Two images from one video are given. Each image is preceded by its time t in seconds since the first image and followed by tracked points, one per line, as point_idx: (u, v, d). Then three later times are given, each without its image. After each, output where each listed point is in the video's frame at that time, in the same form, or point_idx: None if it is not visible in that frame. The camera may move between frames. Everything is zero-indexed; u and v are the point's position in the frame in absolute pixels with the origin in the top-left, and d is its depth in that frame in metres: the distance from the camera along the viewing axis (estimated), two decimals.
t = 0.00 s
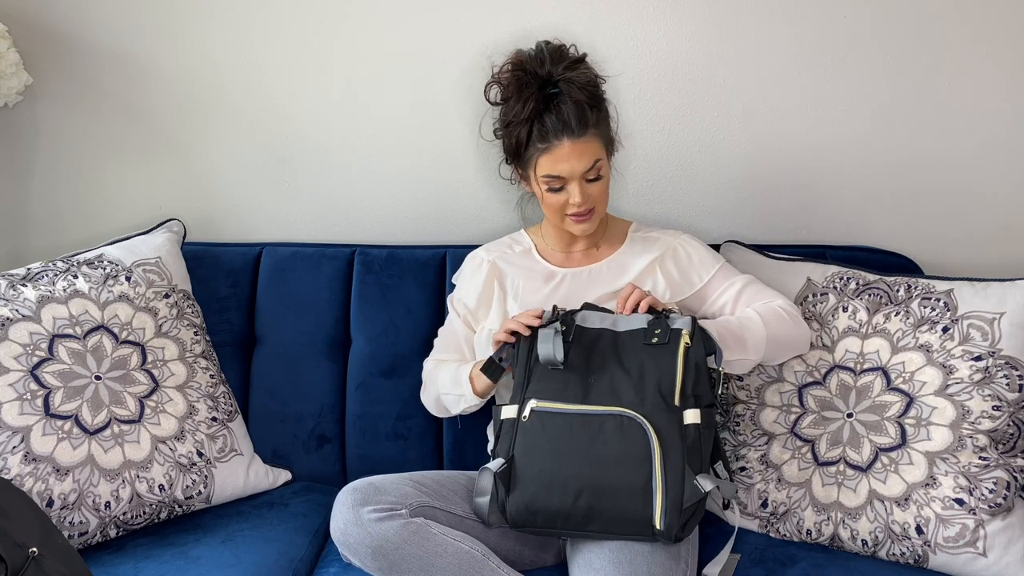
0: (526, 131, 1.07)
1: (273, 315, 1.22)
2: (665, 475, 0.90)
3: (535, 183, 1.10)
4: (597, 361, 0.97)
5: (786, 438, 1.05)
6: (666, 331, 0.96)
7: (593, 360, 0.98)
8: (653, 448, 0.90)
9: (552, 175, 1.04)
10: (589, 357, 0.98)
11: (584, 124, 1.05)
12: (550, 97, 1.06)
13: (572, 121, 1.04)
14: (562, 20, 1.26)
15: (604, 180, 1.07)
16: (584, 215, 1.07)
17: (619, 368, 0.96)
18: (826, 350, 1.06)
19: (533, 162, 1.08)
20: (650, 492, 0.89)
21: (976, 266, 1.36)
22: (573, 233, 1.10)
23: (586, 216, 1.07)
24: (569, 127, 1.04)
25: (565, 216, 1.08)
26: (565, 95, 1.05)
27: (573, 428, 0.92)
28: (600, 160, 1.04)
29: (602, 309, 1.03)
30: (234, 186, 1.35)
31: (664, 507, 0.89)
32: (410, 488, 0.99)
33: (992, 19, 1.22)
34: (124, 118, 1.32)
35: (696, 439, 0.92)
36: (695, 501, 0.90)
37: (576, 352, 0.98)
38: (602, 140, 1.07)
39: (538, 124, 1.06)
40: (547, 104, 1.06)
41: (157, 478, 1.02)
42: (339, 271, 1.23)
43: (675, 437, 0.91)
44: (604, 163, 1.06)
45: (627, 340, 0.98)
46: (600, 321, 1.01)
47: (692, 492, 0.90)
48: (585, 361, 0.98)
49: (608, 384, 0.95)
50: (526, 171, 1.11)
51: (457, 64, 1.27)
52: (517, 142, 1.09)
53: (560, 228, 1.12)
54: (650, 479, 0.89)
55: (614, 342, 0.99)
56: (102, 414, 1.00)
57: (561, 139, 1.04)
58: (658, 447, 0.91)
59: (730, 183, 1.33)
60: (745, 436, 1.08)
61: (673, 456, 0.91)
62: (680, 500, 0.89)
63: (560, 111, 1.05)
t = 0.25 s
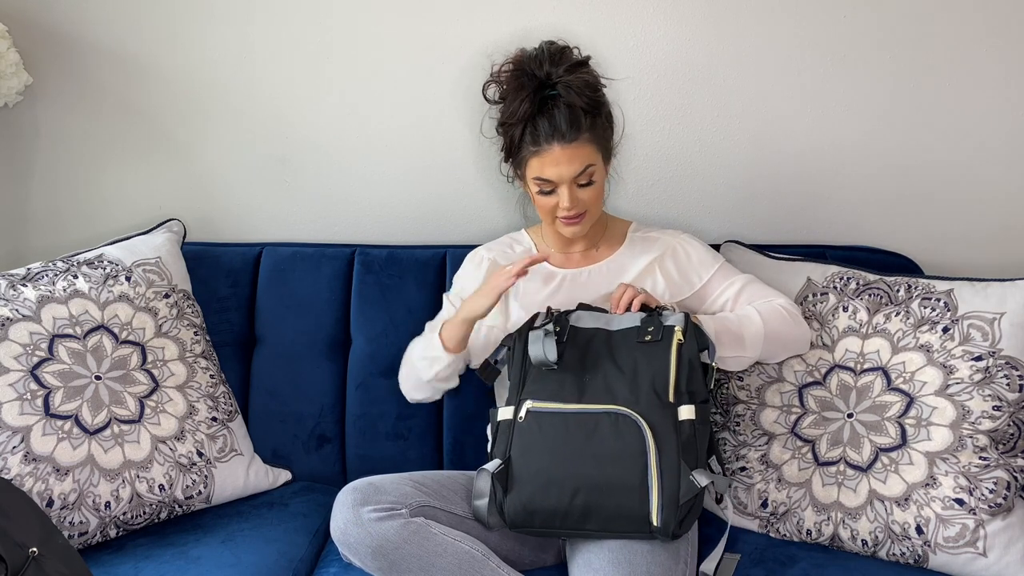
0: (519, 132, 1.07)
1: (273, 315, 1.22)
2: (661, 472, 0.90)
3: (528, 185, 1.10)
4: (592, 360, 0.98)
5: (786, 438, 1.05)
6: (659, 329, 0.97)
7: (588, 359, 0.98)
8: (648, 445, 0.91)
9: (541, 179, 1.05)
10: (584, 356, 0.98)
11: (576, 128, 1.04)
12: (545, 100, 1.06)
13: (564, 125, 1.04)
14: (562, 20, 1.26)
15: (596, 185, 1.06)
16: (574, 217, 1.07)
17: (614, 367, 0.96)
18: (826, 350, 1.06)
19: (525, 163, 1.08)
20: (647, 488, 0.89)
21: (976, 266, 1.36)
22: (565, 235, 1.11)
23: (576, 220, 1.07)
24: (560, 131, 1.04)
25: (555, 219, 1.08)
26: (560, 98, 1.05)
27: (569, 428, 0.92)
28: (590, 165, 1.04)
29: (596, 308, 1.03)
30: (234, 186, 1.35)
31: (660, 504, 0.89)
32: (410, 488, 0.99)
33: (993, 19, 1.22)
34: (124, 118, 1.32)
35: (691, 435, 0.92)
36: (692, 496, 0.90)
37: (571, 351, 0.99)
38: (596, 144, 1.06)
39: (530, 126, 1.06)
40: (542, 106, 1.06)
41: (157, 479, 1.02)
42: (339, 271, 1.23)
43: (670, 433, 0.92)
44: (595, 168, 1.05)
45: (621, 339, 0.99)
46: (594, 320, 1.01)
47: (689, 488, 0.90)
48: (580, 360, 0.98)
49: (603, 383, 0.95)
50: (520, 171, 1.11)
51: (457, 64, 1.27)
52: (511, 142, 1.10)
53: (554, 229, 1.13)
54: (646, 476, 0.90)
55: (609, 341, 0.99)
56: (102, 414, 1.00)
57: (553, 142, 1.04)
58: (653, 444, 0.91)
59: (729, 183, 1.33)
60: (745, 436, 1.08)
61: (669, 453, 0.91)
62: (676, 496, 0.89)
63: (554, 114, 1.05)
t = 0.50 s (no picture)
0: (516, 132, 1.07)
1: (273, 315, 1.22)
2: (652, 464, 0.90)
3: (527, 186, 1.10)
4: (581, 357, 0.98)
5: (786, 438, 1.05)
6: (646, 323, 0.97)
7: (577, 356, 0.98)
8: (638, 438, 0.91)
9: (539, 180, 1.05)
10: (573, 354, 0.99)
11: (573, 128, 1.04)
12: (541, 100, 1.06)
13: (560, 125, 1.04)
14: (562, 20, 1.26)
15: (595, 185, 1.06)
16: (573, 217, 1.07)
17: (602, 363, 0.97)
18: (826, 349, 1.06)
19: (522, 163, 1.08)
20: (639, 481, 0.89)
21: (976, 266, 1.36)
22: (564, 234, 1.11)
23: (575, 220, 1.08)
24: (557, 131, 1.04)
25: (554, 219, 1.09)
26: (557, 98, 1.05)
27: (560, 426, 0.93)
28: (587, 166, 1.04)
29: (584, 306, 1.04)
30: (234, 187, 1.35)
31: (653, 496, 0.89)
32: (410, 488, 0.99)
33: (993, 20, 1.22)
34: (124, 118, 1.32)
35: (681, 428, 0.92)
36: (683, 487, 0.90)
37: (560, 350, 0.99)
38: (594, 144, 1.06)
39: (527, 126, 1.06)
40: (539, 106, 1.06)
41: (157, 478, 1.02)
42: (339, 271, 1.23)
43: (660, 426, 0.92)
44: (593, 168, 1.05)
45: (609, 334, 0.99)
46: (582, 318, 1.02)
47: (679, 479, 0.90)
48: (569, 358, 0.98)
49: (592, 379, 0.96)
50: (517, 171, 1.11)
51: (456, 64, 1.27)
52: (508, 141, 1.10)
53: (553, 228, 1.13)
54: (637, 469, 0.90)
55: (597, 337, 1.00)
56: (102, 414, 1.00)
57: (550, 142, 1.04)
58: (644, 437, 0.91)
59: (729, 183, 1.33)
60: (745, 436, 1.08)
61: (660, 445, 0.91)
62: (668, 488, 0.89)
63: (551, 115, 1.04)
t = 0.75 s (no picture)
0: (527, 131, 1.07)
1: (273, 315, 1.22)
2: (644, 460, 0.90)
3: (540, 186, 1.10)
4: (567, 357, 0.98)
5: (786, 438, 1.05)
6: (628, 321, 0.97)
7: (564, 357, 0.98)
8: (629, 435, 0.91)
9: (556, 176, 1.04)
10: (559, 354, 0.98)
11: (586, 125, 1.05)
12: (552, 99, 1.07)
13: (574, 122, 1.04)
14: (562, 20, 1.25)
15: (609, 180, 1.07)
16: (589, 214, 1.07)
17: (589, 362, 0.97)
18: (826, 349, 1.06)
19: (536, 163, 1.08)
20: (631, 477, 0.89)
21: (976, 266, 1.36)
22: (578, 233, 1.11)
23: (591, 216, 1.07)
24: (570, 128, 1.04)
25: (569, 216, 1.08)
26: (567, 96, 1.06)
27: (551, 429, 0.93)
28: (603, 161, 1.04)
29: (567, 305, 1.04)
30: (234, 187, 1.35)
31: (646, 491, 0.89)
32: (410, 488, 0.99)
33: (993, 20, 1.22)
34: (124, 118, 1.32)
35: (672, 422, 0.92)
36: (676, 481, 0.90)
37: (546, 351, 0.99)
38: (605, 139, 1.07)
39: (539, 125, 1.06)
40: (550, 104, 1.06)
41: (157, 478, 1.02)
42: (339, 271, 1.23)
43: (649, 421, 0.92)
44: (607, 163, 1.06)
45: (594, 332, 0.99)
46: (565, 317, 1.02)
47: (672, 474, 0.90)
48: (557, 359, 0.98)
49: (579, 379, 0.96)
50: (529, 172, 1.11)
51: (456, 64, 1.27)
52: (520, 142, 1.09)
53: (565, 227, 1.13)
54: (629, 465, 0.90)
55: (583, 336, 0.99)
56: (102, 414, 1.00)
57: (565, 140, 1.04)
58: (634, 433, 0.91)
59: (730, 183, 1.33)
60: (744, 436, 1.08)
61: (651, 440, 0.91)
62: (661, 482, 0.89)
63: (564, 111, 1.05)
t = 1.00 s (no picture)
0: (542, 123, 1.07)
1: (272, 315, 1.22)
2: (649, 458, 0.91)
3: (550, 179, 1.10)
4: (574, 353, 0.98)
5: (786, 438, 1.05)
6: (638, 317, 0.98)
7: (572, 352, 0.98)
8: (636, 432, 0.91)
9: (565, 171, 1.05)
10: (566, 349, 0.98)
11: (601, 121, 1.05)
12: (569, 93, 1.07)
13: (590, 116, 1.04)
14: (562, 20, 1.25)
15: (619, 179, 1.07)
16: (597, 211, 1.07)
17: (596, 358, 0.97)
18: (826, 348, 1.06)
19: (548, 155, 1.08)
20: (637, 475, 0.90)
21: (976, 266, 1.36)
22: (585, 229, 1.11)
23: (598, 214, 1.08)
24: (587, 122, 1.04)
25: (575, 212, 1.09)
26: (585, 91, 1.06)
27: (557, 423, 0.92)
28: (614, 160, 1.04)
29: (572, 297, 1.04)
30: (234, 187, 1.35)
31: (650, 490, 0.90)
32: (410, 488, 0.99)
33: (992, 20, 1.22)
34: (124, 118, 1.32)
35: (678, 423, 0.93)
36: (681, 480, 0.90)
37: (554, 346, 0.99)
38: (619, 137, 1.07)
39: (555, 117, 1.06)
40: (568, 97, 1.07)
41: (157, 478, 1.02)
42: (339, 271, 1.23)
43: (656, 421, 0.93)
44: (619, 162, 1.06)
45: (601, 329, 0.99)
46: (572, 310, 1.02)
47: (676, 474, 0.90)
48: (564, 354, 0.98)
49: (587, 375, 0.96)
50: (541, 164, 1.11)
51: (456, 64, 1.27)
52: (534, 133, 1.09)
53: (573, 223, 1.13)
54: (635, 464, 0.90)
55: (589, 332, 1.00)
56: (102, 414, 1.00)
57: (580, 133, 1.04)
58: (640, 431, 0.92)
59: (730, 183, 1.33)
60: (745, 436, 1.08)
61: (656, 439, 0.92)
62: (666, 481, 0.90)
63: (580, 106, 1.05)
